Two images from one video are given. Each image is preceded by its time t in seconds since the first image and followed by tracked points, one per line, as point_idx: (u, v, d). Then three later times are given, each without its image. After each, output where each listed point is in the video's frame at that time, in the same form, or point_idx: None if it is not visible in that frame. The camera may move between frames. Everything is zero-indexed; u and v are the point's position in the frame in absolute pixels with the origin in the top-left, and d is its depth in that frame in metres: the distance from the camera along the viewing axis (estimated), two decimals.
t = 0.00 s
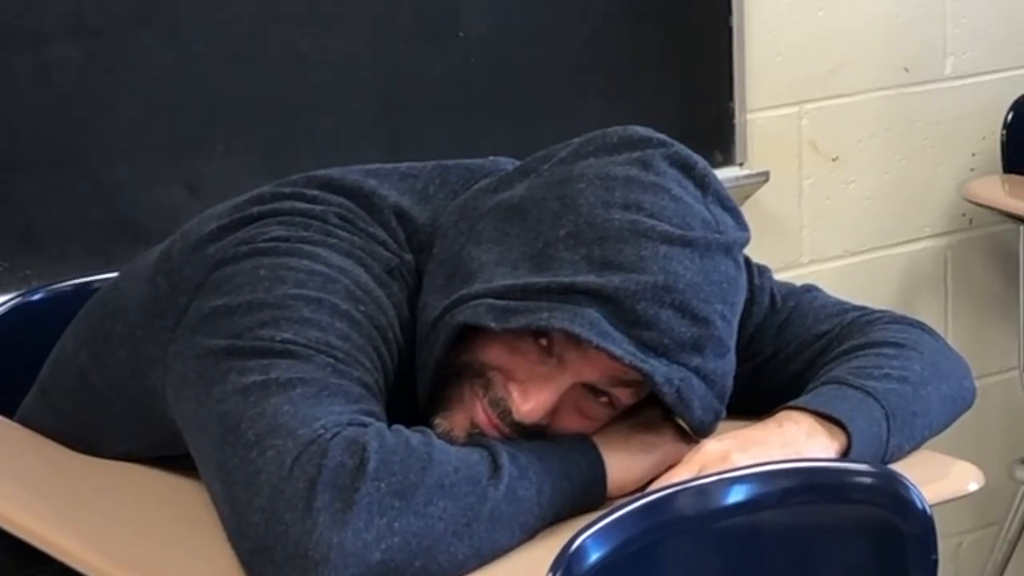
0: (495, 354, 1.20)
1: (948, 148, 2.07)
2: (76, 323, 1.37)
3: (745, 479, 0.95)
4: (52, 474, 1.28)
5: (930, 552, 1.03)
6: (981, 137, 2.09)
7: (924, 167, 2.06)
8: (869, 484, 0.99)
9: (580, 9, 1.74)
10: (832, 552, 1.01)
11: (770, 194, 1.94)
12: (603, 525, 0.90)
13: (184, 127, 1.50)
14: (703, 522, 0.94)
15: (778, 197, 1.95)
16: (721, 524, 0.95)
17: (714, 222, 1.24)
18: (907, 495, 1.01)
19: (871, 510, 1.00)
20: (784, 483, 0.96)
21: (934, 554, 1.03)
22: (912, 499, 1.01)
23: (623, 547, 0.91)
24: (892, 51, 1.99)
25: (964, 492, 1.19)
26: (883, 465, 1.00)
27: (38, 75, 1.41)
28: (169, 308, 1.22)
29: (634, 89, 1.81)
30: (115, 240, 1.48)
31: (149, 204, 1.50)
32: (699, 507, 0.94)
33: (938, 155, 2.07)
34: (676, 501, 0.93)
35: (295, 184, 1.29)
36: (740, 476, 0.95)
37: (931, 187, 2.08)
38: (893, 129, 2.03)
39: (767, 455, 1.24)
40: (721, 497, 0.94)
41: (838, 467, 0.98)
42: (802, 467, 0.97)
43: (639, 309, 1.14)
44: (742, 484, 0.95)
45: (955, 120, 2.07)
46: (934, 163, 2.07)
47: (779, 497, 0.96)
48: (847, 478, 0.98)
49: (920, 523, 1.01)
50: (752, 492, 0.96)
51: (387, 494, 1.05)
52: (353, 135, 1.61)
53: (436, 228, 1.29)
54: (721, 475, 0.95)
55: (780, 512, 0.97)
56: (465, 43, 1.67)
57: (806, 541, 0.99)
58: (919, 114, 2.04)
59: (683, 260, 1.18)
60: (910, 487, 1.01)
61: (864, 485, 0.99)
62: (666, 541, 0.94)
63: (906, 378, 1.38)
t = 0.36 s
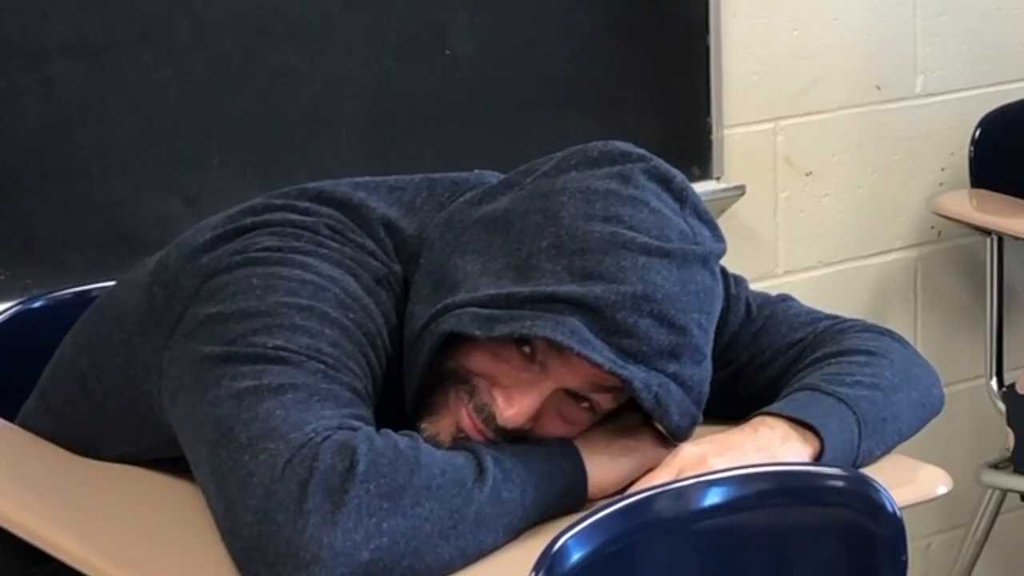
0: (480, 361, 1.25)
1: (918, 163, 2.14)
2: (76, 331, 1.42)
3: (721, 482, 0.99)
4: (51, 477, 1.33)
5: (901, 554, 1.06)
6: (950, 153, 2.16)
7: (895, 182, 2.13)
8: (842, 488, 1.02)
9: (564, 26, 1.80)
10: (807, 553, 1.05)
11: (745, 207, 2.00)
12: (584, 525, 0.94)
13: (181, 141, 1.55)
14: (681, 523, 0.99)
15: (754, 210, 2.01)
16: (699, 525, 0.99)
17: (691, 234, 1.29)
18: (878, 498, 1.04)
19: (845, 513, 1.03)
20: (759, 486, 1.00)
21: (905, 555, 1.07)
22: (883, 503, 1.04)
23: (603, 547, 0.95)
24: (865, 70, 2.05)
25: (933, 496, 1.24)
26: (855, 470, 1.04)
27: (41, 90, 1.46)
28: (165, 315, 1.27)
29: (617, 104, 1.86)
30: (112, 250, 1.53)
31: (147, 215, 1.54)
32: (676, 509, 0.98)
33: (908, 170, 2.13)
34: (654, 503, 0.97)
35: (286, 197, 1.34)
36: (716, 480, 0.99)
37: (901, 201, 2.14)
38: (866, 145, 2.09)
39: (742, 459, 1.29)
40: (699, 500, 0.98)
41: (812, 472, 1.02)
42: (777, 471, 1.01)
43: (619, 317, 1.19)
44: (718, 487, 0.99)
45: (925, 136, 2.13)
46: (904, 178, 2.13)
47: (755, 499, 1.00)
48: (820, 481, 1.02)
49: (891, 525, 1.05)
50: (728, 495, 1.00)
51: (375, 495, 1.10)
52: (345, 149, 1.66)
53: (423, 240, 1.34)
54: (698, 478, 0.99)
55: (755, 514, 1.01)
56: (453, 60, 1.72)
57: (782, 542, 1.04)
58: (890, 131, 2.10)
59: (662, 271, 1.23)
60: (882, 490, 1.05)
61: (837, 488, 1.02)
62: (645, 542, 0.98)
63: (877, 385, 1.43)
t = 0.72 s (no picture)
0: (469, 354, 1.30)
1: (893, 170, 2.20)
2: (77, 329, 1.46)
3: (700, 478, 1.03)
4: (54, 470, 1.37)
5: (876, 547, 1.10)
6: (923, 160, 2.22)
7: (870, 188, 2.18)
8: (817, 483, 1.06)
9: (549, 36, 1.85)
10: (786, 549, 1.08)
11: (724, 213, 2.06)
12: (567, 519, 0.98)
13: (179, 147, 1.59)
14: (662, 517, 1.02)
15: (732, 216, 2.07)
16: (679, 519, 1.03)
17: (670, 223, 1.34)
18: (853, 494, 1.08)
19: (820, 508, 1.07)
20: (737, 482, 1.04)
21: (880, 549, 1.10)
22: (858, 499, 1.07)
23: (586, 540, 0.99)
24: (841, 79, 2.11)
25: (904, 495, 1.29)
26: (830, 467, 1.08)
27: (43, 98, 1.50)
28: (162, 314, 1.32)
29: (601, 111, 1.91)
30: (112, 252, 1.58)
31: (146, 218, 1.59)
32: (657, 503, 1.01)
33: (883, 177, 2.19)
34: (636, 497, 1.01)
35: (280, 199, 1.38)
36: (695, 475, 1.03)
37: (875, 207, 2.20)
38: (841, 152, 2.14)
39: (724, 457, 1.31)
40: (679, 495, 1.02)
41: (788, 468, 1.05)
42: (754, 467, 1.04)
43: (604, 305, 1.25)
44: (697, 483, 1.03)
45: (900, 144, 2.19)
46: (879, 184, 2.19)
47: (733, 495, 1.04)
48: (796, 477, 1.05)
49: (865, 520, 1.08)
50: (708, 491, 1.04)
51: (367, 488, 1.15)
52: (337, 153, 1.71)
53: (411, 239, 1.39)
54: (678, 474, 1.03)
55: (734, 509, 1.04)
56: (442, 69, 1.77)
57: (761, 537, 1.07)
58: (865, 139, 2.16)
59: (644, 259, 1.28)
60: (857, 486, 1.08)
61: (813, 484, 1.06)
62: (627, 535, 1.01)
63: (855, 383, 1.47)
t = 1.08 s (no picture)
0: (458, 347, 1.35)
1: (868, 173, 2.26)
2: (80, 323, 1.51)
3: (685, 469, 1.04)
4: (57, 460, 1.42)
5: (853, 536, 1.13)
6: (898, 164, 2.28)
7: (847, 190, 2.24)
8: (797, 475, 1.09)
9: (537, 42, 1.90)
10: (764, 535, 1.11)
11: (706, 215, 2.11)
12: (556, 508, 0.99)
13: (180, 148, 1.64)
14: (648, 508, 1.03)
15: (714, 215, 2.12)
16: (664, 510, 1.04)
17: (653, 223, 1.39)
18: (831, 485, 1.11)
19: (798, 499, 1.10)
20: (721, 474, 1.05)
21: (856, 537, 1.13)
22: (836, 489, 1.11)
23: (574, 530, 1.01)
24: (820, 85, 2.17)
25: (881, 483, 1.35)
26: (808, 458, 1.10)
27: (49, 100, 1.55)
28: (163, 309, 1.36)
29: (588, 115, 1.96)
30: (114, 250, 1.63)
31: (146, 217, 1.64)
32: (644, 494, 1.03)
33: (860, 179, 2.25)
34: (623, 488, 1.02)
35: (278, 197, 1.43)
36: (680, 467, 1.04)
37: (852, 208, 2.26)
38: (819, 156, 2.20)
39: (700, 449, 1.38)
40: (664, 486, 1.03)
41: (769, 460, 1.08)
42: (737, 458, 1.06)
43: (587, 301, 1.29)
44: (682, 474, 1.04)
45: (876, 148, 2.26)
46: (855, 187, 2.25)
47: (717, 486, 1.05)
48: (777, 469, 1.08)
49: (843, 510, 1.11)
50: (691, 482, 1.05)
51: (360, 478, 1.20)
52: (332, 154, 1.76)
53: (403, 236, 1.44)
54: (663, 465, 1.04)
55: (717, 499, 1.06)
56: (434, 73, 1.82)
57: (740, 526, 1.09)
58: (841, 142, 2.22)
59: (627, 258, 1.33)
60: (835, 478, 1.11)
61: (793, 476, 1.09)
62: (612, 525, 1.03)
63: (828, 378, 1.53)
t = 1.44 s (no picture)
0: (450, 353, 1.38)
1: (850, 176, 2.32)
2: (87, 320, 1.56)
3: (672, 462, 1.08)
4: (63, 453, 1.47)
5: (836, 529, 1.17)
6: (878, 166, 2.35)
7: (829, 192, 2.30)
8: (782, 469, 1.12)
9: (529, 48, 1.95)
10: (751, 527, 1.14)
11: (693, 215, 2.16)
12: (547, 500, 1.03)
13: (184, 151, 1.69)
14: (636, 500, 1.07)
15: (700, 216, 2.17)
16: (652, 502, 1.08)
17: (640, 233, 1.42)
18: (816, 479, 1.14)
19: (783, 491, 1.13)
20: (707, 467, 1.09)
21: (840, 530, 1.17)
22: (820, 483, 1.14)
23: (564, 521, 1.04)
24: (802, 90, 2.23)
25: (860, 477, 1.40)
26: (793, 452, 1.14)
27: (58, 105, 1.60)
28: (166, 308, 1.42)
29: (579, 120, 2.02)
30: (120, 248, 1.68)
31: (152, 218, 1.69)
32: (632, 487, 1.06)
33: (841, 182, 2.31)
34: (613, 480, 1.06)
35: (278, 200, 1.49)
36: (668, 460, 1.08)
37: (834, 210, 2.32)
38: (801, 159, 2.26)
39: (687, 444, 1.43)
40: (652, 478, 1.07)
41: (755, 454, 1.11)
42: (724, 452, 1.10)
43: (575, 311, 1.32)
44: (669, 467, 1.08)
45: (857, 151, 2.32)
46: (838, 189, 2.31)
47: (704, 478, 1.09)
48: (763, 463, 1.11)
49: (826, 503, 1.15)
50: (678, 475, 1.09)
51: (357, 471, 1.25)
52: (331, 157, 1.81)
53: (398, 239, 1.49)
54: (652, 459, 1.08)
55: (704, 492, 1.10)
56: (430, 79, 1.88)
57: (727, 518, 1.12)
58: (823, 146, 2.28)
59: (614, 269, 1.35)
60: (819, 472, 1.14)
61: (778, 470, 1.12)
62: (601, 517, 1.06)
63: (810, 375, 1.58)
